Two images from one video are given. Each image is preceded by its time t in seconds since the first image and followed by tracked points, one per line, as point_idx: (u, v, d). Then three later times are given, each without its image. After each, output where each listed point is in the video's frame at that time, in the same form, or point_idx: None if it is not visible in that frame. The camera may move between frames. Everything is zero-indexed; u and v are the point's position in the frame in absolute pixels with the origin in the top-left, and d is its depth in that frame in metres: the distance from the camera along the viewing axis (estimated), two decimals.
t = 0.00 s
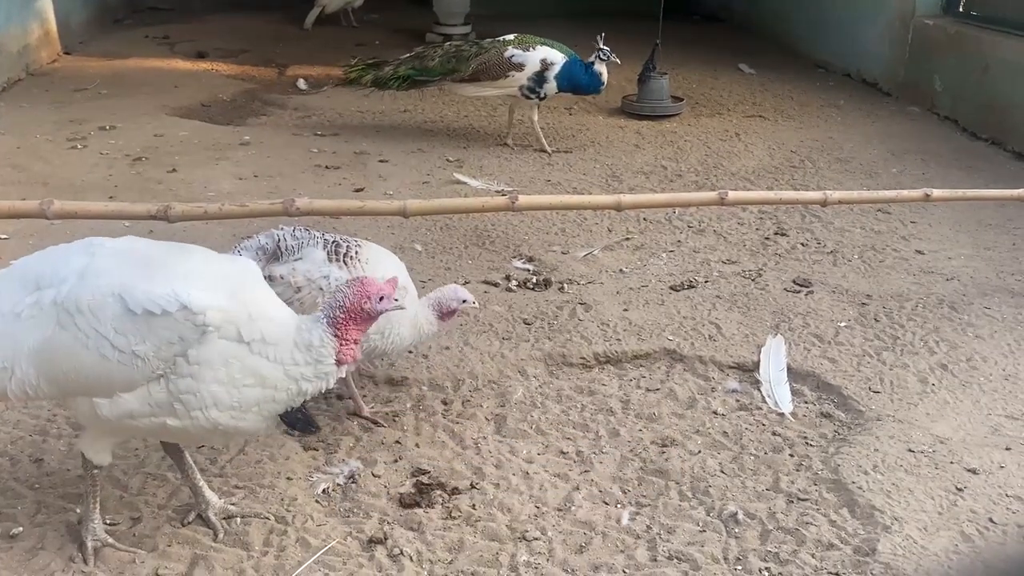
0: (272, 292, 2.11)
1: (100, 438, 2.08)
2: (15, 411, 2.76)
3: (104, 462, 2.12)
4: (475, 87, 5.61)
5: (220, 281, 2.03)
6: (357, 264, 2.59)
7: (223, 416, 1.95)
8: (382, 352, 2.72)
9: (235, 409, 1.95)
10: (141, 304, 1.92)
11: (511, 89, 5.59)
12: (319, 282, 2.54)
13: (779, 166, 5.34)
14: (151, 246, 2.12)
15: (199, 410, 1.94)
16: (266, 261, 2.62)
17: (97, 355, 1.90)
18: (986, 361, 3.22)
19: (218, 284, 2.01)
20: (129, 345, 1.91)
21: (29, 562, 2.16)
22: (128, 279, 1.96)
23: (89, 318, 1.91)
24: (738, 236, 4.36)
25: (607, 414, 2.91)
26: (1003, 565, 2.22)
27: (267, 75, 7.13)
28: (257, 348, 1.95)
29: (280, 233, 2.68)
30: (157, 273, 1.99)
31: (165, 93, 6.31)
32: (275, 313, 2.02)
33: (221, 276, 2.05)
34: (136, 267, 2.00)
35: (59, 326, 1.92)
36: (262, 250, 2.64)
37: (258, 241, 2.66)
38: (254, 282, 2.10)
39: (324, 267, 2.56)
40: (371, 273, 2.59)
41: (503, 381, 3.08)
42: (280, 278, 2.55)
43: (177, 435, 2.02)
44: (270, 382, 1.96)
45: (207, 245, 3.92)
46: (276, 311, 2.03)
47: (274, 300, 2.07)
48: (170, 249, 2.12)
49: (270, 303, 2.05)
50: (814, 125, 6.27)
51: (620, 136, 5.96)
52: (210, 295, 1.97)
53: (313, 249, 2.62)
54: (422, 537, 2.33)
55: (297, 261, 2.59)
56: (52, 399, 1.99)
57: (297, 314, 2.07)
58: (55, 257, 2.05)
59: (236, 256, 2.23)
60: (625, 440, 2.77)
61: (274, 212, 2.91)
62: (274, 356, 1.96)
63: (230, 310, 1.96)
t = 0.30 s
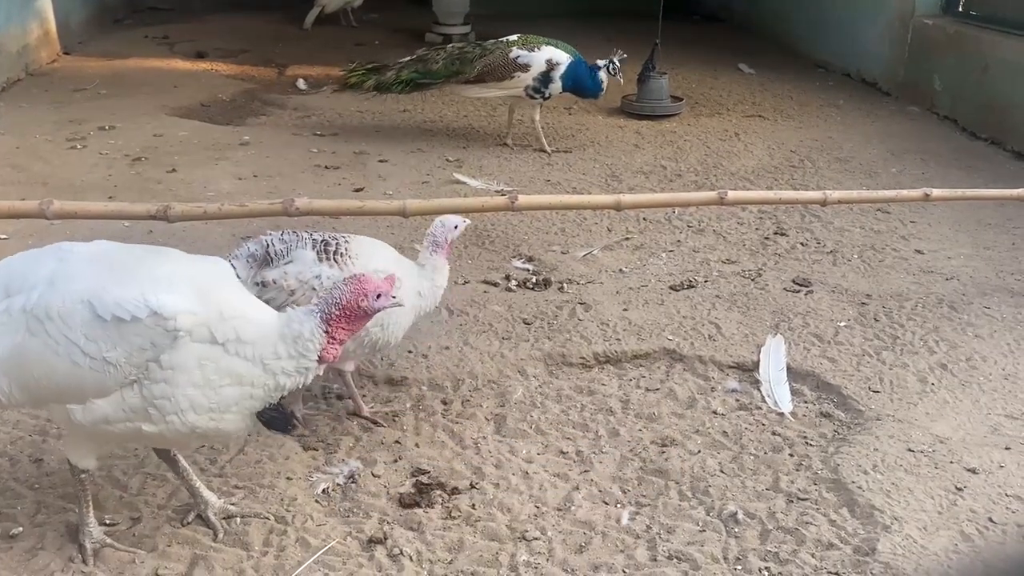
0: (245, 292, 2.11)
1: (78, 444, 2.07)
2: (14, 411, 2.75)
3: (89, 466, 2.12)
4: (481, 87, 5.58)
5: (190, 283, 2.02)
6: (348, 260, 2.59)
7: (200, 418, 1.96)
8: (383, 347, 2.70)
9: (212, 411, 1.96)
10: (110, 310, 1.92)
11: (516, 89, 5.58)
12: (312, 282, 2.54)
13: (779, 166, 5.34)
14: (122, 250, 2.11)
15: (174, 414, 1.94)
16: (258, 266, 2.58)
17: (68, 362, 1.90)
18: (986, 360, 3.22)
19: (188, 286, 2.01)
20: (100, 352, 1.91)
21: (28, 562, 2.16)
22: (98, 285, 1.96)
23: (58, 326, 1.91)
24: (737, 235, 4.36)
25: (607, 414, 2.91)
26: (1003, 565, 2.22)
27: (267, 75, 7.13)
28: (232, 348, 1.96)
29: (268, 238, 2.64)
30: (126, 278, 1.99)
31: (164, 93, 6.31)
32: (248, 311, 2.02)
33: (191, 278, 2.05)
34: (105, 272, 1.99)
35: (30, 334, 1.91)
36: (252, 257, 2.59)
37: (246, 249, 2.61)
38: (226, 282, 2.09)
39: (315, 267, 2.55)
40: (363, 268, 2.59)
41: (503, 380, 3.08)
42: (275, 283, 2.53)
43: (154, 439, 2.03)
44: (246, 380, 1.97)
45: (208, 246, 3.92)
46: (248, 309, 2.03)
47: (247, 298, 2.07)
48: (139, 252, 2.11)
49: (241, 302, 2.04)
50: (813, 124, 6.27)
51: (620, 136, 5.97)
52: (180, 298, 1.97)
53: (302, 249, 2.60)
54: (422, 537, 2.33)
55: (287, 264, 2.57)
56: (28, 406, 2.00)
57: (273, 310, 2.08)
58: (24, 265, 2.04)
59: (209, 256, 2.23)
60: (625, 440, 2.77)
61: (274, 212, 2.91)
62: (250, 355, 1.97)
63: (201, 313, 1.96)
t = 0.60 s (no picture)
0: (235, 295, 2.12)
1: (69, 447, 2.07)
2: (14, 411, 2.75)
3: (82, 468, 2.12)
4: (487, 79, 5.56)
5: (180, 285, 2.03)
6: (348, 260, 2.59)
7: (190, 421, 1.97)
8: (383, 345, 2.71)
9: (201, 414, 1.97)
10: (100, 312, 1.92)
11: (519, 85, 5.59)
12: (312, 282, 2.54)
13: (779, 165, 5.34)
14: (111, 252, 2.11)
15: (164, 416, 1.95)
16: (257, 266, 2.59)
17: (58, 364, 1.90)
18: (986, 360, 3.22)
19: (178, 288, 2.02)
20: (90, 354, 1.90)
21: (28, 562, 2.16)
22: (88, 286, 1.96)
23: (48, 328, 1.90)
24: (737, 235, 4.36)
25: (607, 414, 2.91)
26: (1003, 565, 2.22)
27: (266, 75, 7.13)
28: (222, 351, 1.98)
29: (268, 237, 2.65)
30: (116, 279, 1.99)
31: (164, 94, 6.31)
32: (238, 315, 2.04)
33: (181, 279, 2.05)
34: (94, 274, 1.99)
35: (19, 337, 1.91)
36: (252, 256, 2.60)
37: (247, 248, 2.62)
38: (216, 284, 2.10)
39: (315, 267, 2.55)
40: (363, 268, 2.59)
41: (503, 380, 3.08)
42: (274, 284, 2.53)
43: (143, 441, 2.03)
44: (235, 383, 1.98)
45: (208, 246, 3.92)
46: (238, 312, 2.04)
47: (237, 302, 2.08)
48: (128, 254, 2.11)
49: (231, 304, 2.06)
50: (813, 124, 6.27)
51: (620, 136, 5.97)
52: (170, 300, 1.97)
53: (302, 249, 2.60)
54: (422, 537, 2.33)
55: (287, 264, 2.57)
56: (17, 409, 1.99)
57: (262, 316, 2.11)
58: (12, 268, 2.03)
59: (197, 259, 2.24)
60: (625, 440, 2.77)
61: (274, 212, 2.91)
62: (240, 359, 1.99)
63: (192, 315, 1.97)
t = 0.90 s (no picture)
0: (238, 298, 2.12)
1: (73, 447, 2.08)
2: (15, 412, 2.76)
3: (85, 468, 2.13)
4: (487, 89, 5.58)
5: (184, 287, 2.03)
6: (348, 262, 2.59)
7: (191, 425, 1.97)
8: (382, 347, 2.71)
9: (203, 418, 1.98)
10: (105, 313, 1.91)
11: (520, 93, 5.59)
12: (312, 283, 2.53)
13: (780, 165, 5.34)
14: (115, 253, 2.11)
15: (167, 419, 1.95)
16: (257, 267, 2.58)
17: (62, 365, 1.89)
18: (986, 360, 3.22)
19: (183, 291, 2.01)
20: (94, 355, 1.90)
21: (29, 563, 2.17)
22: (92, 288, 1.95)
23: (53, 328, 1.90)
24: (737, 235, 4.36)
25: (608, 414, 2.91)
26: (1003, 565, 2.22)
27: (267, 75, 7.13)
28: (225, 355, 1.98)
29: (267, 239, 2.64)
30: (121, 281, 1.99)
31: (165, 94, 6.31)
32: (240, 319, 2.04)
33: (184, 281, 2.05)
34: (99, 275, 1.99)
35: (24, 337, 1.90)
36: (251, 258, 2.59)
37: (246, 249, 2.62)
38: (220, 287, 2.10)
39: (315, 269, 2.55)
40: (363, 269, 2.59)
41: (503, 381, 3.08)
42: (274, 285, 2.53)
43: (145, 444, 2.03)
44: (238, 388, 1.99)
45: (209, 246, 3.93)
46: (241, 317, 2.04)
47: (240, 306, 2.08)
48: (132, 256, 2.11)
49: (235, 308, 2.06)
50: (813, 124, 6.27)
51: (620, 136, 5.97)
52: (175, 302, 1.97)
53: (302, 251, 2.59)
54: (423, 537, 2.33)
55: (286, 265, 2.57)
56: (21, 409, 1.99)
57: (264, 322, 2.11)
58: (16, 267, 2.03)
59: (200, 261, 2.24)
60: (625, 440, 2.77)
61: (274, 212, 2.91)
62: (242, 364, 1.99)
63: (197, 318, 1.97)
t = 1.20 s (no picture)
0: (239, 301, 2.13)
1: (74, 450, 2.08)
2: (16, 413, 2.75)
3: (87, 470, 2.13)
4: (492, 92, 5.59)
5: (185, 290, 2.03)
6: (352, 264, 2.58)
7: (193, 428, 1.97)
8: (382, 349, 2.71)
9: (204, 421, 1.98)
10: (107, 317, 1.91)
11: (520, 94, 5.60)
12: (315, 285, 2.53)
13: (780, 165, 5.34)
14: (115, 255, 2.11)
15: (169, 423, 1.95)
16: (260, 266, 2.58)
17: (64, 368, 1.89)
18: (987, 360, 3.22)
19: (183, 293, 2.02)
20: (96, 358, 1.90)
21: (30, 564, 2.17)
22: (93, 291, 1.95)
23: (55, 331, 1.90)
24: (738, 235, 4.36)
25: (609, 415, 2.91)
26: (1005, 565, 2.22)
27: (267, 76, 7.13)
28: (227, 359, 1.98)
29: (272, 238, 2.64)
30: (122, 283, 1.99)
31: (165, 95, 6.31)
32: (242, 323, 2.04)
33: (185, 284, 2.06)
34: (100, 278, 1.99)
35: (25, 340, 1.90)
36: (255, 256, 2.59)
37: (251, 247, 2.61)
38: (221, 290, 2.10)
39: (319, 270, 2.55)
40: (367, 272, 2.59)
41: (504, 381, 3.08)
42: (278, 285, 2.53)
43: (146, 447, 2.03)
44: (239, 392, 1.99)
45: (209, 247, 3.93)
46: (242, 321, 2.05)
47: (240, 309, 2.09)
48: (133, 258, 2.11)
49: (235, 311, 2.06)
50: (814, 123, 6.27)
51: (621, 136, 5.97)
52: (176, 305, 1.97)
53: (306, 252, 2.59)
54: (424, 538, 2.33)
55: (290, 265, 2.57)
56: (22, 412, 1.99)
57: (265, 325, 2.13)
58: (16, 269, 2.02)
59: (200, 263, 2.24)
60: (626, 441, 2.77)
61: (275, 213, 2.91)
62: (244, 368, 2.00)
63: (199, 321, 1.97)
